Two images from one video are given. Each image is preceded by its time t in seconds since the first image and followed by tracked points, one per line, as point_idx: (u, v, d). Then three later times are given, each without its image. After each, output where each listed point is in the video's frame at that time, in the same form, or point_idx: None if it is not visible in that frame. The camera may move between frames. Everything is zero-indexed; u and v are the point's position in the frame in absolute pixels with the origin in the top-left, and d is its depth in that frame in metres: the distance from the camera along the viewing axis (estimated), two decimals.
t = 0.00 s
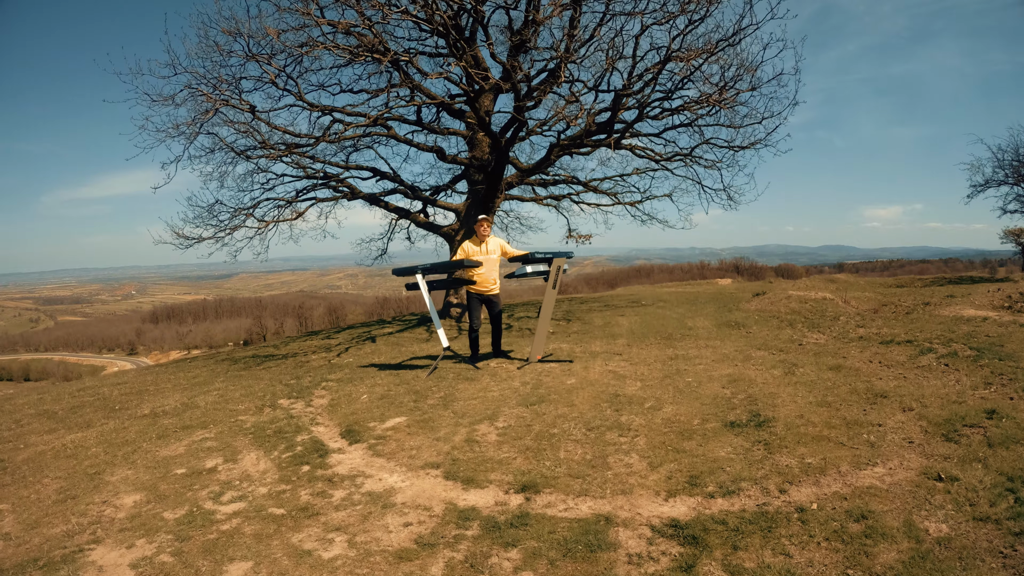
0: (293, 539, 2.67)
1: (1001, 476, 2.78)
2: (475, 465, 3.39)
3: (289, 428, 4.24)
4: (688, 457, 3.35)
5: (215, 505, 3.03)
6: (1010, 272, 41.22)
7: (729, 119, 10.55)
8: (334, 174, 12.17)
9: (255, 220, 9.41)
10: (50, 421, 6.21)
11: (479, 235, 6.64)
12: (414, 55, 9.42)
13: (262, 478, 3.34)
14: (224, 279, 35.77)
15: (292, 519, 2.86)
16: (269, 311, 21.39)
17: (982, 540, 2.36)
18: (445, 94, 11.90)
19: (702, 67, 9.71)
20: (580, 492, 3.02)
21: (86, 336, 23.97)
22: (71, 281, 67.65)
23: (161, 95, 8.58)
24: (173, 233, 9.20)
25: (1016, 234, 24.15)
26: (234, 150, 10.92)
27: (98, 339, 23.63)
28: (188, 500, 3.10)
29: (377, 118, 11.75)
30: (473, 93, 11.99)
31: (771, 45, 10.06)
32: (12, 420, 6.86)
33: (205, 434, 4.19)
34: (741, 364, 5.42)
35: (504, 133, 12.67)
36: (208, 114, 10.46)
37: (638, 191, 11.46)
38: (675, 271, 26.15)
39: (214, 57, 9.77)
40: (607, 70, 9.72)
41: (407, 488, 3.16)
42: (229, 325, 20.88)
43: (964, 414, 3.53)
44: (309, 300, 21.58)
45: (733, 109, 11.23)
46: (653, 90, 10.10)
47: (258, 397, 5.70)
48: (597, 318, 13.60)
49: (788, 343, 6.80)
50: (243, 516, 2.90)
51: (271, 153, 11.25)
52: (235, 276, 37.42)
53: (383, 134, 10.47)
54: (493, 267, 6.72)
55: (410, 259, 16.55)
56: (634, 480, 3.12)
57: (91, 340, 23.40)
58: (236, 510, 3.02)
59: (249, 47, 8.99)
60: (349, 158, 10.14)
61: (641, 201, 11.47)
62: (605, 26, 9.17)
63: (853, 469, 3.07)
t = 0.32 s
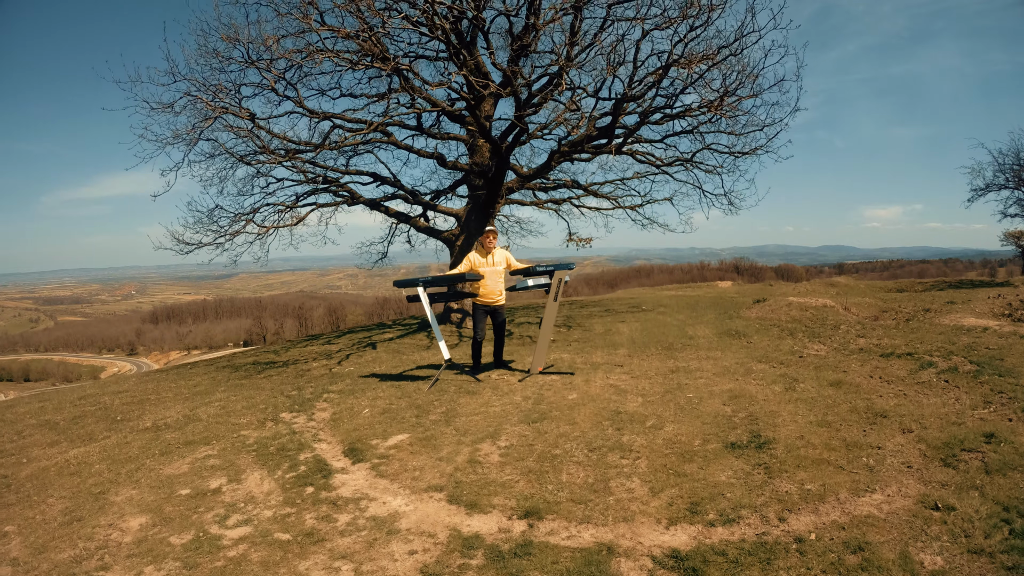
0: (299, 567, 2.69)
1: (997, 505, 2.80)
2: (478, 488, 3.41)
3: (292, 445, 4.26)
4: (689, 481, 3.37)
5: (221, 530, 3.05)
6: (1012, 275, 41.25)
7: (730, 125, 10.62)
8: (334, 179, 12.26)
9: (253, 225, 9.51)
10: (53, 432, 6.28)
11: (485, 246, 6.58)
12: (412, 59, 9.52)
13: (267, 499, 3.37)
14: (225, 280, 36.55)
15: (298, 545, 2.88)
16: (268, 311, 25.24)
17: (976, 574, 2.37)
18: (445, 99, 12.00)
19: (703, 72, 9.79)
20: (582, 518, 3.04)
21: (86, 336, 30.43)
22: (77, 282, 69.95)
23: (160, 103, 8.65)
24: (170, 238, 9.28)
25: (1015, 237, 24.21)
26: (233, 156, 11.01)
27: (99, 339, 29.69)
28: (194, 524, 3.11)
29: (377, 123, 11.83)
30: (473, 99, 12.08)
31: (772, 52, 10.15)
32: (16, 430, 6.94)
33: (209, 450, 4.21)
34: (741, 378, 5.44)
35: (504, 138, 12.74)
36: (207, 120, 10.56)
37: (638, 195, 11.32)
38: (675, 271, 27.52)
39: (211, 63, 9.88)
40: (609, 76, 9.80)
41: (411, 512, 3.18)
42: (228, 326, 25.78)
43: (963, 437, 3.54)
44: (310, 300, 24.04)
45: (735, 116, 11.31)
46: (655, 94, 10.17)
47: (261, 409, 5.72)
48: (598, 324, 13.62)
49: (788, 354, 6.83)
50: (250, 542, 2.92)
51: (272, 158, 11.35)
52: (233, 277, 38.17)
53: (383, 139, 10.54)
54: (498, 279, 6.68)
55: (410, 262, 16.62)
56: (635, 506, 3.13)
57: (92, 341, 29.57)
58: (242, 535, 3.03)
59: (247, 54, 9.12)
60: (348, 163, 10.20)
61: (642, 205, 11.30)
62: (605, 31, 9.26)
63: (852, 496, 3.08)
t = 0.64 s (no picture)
0: None
1: (990, 534, 2.83)
2: (480, 510, 3.43)
3: (295, 462, 4.29)
4: (690, 504, 3.39)
5: (227, 553, 3.07)
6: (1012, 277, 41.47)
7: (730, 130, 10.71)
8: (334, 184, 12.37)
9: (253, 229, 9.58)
10: (56, 444, 6.34)
11: (491, 259, 6.66)
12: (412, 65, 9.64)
13: (272, 521, 3.39)
14: (226, 283, 37.23)
15: (303, 569, 2.91)
16: (268, 314, 28.41)
17: None
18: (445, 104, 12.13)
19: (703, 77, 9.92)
20: (584, 543, 3.06)
21: (87, 336, 33.50)
22: (81, 285, 72.10)
23: (161, 111, 8.77)
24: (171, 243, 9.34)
25: (1016, 238, 24.37)
26: (234, 162, 11.11)
27: (99, 340, 33.18)
28: (200, 547, 3.13)
29: (377, 128, 11.93)
30: (472, 104, 12.19)
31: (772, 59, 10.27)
32: (19, 440, 7.01)
33: (212, 467, 4.25)
34: (741, 392, 5.47)
35: (504, 144, 12.83)
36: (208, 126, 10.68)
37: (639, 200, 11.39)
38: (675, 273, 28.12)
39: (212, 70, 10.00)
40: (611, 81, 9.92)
41: (415, 536, 3.21)
42: (226, 329, 28.46)
43: (960, 460, 3.57)
44: (309, 304, 27.66)
45: (735, 121, 11.42)
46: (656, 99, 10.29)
47: (263, 421, 5.74)
48: (599, 331, 13.65)
49: (788, 366, 6.87)
50: (256, 566, 2.94)
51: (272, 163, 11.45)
52: (233, 279, 38.89)
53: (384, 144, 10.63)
54: (501, 291, 6.70)
55: (409, 262, 16.72)
56: (636, 531, 3.15)
57: (92, 342, 32.88)
58: (248, 557, 3.06)
59: (248, 61, 9.24)
60: (348, 167, 10.27)
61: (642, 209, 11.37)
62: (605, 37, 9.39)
63: (849, 522, 3.10)
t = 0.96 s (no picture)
0: None
1: (984, 560, 2.86)
2: (483, 533, 3.46)
3: (298, 479, 4.33)
4: (689, 527, 3.42)
5: None
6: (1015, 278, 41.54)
7: (731, 136, 10.84)
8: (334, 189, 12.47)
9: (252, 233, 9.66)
10: (58, 456, 6.37)
11: (494, 270, 6.67)
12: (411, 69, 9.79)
13: (277, 542, 3.41)
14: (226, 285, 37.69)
15: None
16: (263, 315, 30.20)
17: None
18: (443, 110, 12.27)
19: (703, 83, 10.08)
20: (585, 568, 3.09)
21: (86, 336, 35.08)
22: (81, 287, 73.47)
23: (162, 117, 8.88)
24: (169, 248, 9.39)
25: (1016, 241, 24.58)
26: (233, 169, 11.20)
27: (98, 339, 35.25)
28: (207, 569, 3.16)
29: (377, 134, 12.03)
30: (470, 110, 12.32)
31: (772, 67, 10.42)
32: (22, 451, 7.07)
33: (216, 483, 4.28)
34: (740, 407, 5.50)
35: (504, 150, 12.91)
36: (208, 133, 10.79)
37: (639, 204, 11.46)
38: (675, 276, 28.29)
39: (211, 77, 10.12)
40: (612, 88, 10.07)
41: (419, 559, 3.23)
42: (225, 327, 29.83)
43: (956, 483, 3.60)
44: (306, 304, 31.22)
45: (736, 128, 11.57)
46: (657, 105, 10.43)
47: (266, 435, 5.76)
48: (599, 337, 13.70)
49: (788, 378, 6.91)
50: None
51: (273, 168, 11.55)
52: (234, 281, 39.49)
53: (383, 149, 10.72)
54: (504, 302, 6.71)
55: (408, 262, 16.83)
56: (636, 556, 3.18)
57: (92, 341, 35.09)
58: None
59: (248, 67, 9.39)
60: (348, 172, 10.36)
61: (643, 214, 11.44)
62: (604, 44, 9.53)
63: (845, 547, 3.13)
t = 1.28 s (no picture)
0: None
1: None
2: (484, 552, 3.50)
3: (301, 494, 4.36)
4: (688, 547, 3.46)
5: None
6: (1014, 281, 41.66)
7: (731, 142, 10.94)
8: (334, 194, 12.57)
9: (253, 238, 9.75)
10: (61, 466, 6.41)
11: (496, 282, 6.71)
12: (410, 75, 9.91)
13: (281, 561, 3.45)
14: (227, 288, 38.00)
15: None
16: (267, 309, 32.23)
17: None
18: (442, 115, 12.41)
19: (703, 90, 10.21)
20: None
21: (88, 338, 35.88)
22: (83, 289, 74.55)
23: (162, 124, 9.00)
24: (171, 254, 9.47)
25: (1016, 244, 24.69)
26: (233, 175, 11.29)
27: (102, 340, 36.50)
28: None
29: (377, 141, 12.12)
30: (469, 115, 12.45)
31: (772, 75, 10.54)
32: (26, 460, 7.13)
33: (220, 498, 4.32)
34: (740, 420, 5.54)
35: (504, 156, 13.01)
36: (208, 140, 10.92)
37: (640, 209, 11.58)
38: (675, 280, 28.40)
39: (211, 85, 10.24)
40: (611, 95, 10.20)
41: None
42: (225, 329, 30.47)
43: (952, 503, 3.64)
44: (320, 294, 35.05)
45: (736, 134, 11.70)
46: (657, 111, 10.56)
47: (268, 446, 5.79)
48: (599, 344, 13.74)
49: (787, 390, 6.95)
50: None
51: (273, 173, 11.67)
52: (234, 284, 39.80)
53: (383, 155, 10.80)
54: (505, 314, 6.74)
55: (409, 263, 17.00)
56: None
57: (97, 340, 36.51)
58: None
59: (247, 74, 9.50)
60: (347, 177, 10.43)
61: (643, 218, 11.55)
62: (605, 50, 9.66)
63: (842, 569, 3.16)
